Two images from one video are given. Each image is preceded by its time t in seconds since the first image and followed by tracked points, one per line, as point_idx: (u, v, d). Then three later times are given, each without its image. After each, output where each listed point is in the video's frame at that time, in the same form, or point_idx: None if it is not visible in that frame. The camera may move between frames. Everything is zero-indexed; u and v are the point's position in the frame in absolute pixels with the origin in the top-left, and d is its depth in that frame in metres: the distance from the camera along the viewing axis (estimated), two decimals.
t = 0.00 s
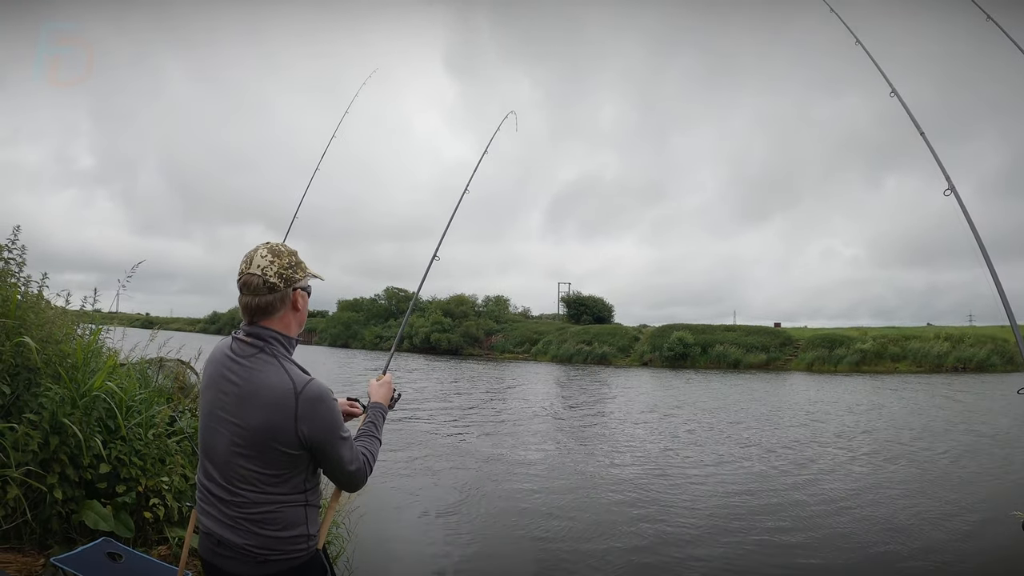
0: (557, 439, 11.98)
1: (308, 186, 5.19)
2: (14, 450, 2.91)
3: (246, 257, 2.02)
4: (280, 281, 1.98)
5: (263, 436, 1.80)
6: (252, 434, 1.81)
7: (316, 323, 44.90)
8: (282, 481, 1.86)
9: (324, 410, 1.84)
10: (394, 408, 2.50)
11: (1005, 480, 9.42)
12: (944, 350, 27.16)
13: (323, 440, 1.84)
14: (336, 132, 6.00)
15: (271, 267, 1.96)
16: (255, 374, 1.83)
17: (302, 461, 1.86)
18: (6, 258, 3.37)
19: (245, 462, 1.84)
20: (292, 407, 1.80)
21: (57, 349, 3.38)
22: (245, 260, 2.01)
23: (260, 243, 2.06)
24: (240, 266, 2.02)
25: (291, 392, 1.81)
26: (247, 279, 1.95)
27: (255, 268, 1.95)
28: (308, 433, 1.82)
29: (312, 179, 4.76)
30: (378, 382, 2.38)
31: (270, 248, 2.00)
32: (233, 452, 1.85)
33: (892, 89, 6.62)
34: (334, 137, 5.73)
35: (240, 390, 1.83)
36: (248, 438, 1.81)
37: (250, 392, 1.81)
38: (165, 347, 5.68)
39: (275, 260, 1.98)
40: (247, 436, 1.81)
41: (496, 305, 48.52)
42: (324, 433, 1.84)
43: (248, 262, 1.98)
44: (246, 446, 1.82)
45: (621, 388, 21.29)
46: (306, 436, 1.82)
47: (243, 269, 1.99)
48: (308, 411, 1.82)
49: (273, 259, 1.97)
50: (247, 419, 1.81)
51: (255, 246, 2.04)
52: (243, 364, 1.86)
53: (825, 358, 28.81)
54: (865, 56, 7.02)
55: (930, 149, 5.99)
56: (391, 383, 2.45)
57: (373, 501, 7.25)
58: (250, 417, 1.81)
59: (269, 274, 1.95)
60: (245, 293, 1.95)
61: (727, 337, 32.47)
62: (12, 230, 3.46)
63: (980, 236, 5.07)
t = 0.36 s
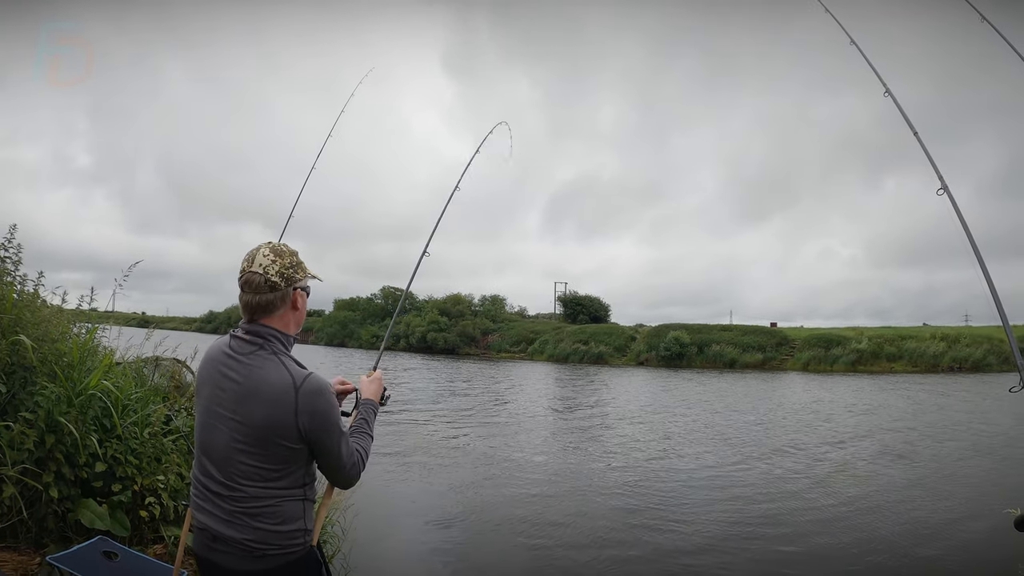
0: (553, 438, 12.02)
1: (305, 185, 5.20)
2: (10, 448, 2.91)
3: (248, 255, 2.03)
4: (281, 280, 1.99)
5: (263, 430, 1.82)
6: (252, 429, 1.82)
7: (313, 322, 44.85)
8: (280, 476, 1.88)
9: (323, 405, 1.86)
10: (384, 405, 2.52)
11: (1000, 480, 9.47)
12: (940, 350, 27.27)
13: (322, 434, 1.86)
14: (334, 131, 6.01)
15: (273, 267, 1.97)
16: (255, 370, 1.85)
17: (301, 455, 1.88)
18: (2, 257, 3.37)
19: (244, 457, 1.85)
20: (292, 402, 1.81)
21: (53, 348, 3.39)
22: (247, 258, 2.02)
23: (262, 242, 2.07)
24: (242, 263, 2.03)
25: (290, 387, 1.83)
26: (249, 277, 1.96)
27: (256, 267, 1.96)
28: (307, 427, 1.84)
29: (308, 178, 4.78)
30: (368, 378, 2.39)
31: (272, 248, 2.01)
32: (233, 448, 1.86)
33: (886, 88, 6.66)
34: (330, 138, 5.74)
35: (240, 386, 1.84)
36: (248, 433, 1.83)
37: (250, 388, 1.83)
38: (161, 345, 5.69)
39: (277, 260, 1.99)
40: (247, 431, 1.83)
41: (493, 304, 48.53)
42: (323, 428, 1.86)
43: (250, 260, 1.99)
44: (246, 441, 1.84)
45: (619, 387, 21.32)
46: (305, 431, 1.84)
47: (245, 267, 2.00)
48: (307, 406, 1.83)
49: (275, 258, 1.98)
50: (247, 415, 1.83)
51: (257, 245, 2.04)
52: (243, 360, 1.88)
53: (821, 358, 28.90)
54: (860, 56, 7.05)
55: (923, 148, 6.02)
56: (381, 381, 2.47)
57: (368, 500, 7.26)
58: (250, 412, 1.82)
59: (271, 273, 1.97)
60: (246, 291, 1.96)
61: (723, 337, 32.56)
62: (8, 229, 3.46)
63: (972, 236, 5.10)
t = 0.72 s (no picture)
0: (553, 437, 12.01)
1: (304, 184, 5.21)
2: (10, 450, 2.90)
3: (231, 263, 2.01)
4: (266, 286, 1.97)
5: (264, 429, 1.81)
6: (253, 428, 1.82)
7: (313, 322, 44.84)
8: (281, 475, 1.87)
9: (323, 402, 1.86)
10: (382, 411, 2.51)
11: (1000, 478, 9.46)
12: (940, 347, 27.26)
13: (322, 432, 1.85)
14: (333, 131, 6.01)
15: (255, 274, 1.95)
16: (255, 369, 1.84)
17: (302, 453, 1.87)
18: (2, 258, 3.36)
19: (247, 456, 1.85)
20: (292, 399, 1.81)
21: (53, 349, 3.39)
22: (230, 266, 2.01)
23: (243, 246, 2.04)
24: (227, 272, 2.02)
25: (290, 384, 1.83)
26: (235, 287, 1.96)
27: (240, 277, 1.95)
28: (308, 425, 1.83)
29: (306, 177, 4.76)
30: (365, 385, 2.39)
31: (251, 253, 1.97)
32: (234, 447, 1.86)
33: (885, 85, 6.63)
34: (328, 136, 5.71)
35: (240, 385, 1.84)
36: (250, 432, 1.82)
37: (251, 386, 1.82)
38: (161, 346, 5.67)
39: (258, 266, 1.96)
40: (248, 431, 1.82)
41: (493, 304, 48.53)
42: (323, 425, 1.85)
43: (234, 269, 1.98)
44: (248, 440, 1.83)
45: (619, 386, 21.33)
46: (306, 428, 1.83)
47: (230, 277, 1.99)
48: (308, 403, 1.83)
49: (256, 265, 1.95)
50: (248, 414, 1.82)
51: (238, 251, 2.02)
52: (242, 360, 1.87)
53: (822, 356, 28.88)
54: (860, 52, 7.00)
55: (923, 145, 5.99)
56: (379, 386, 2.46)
57: (369, 500, 7.25)
58: (252, 410, 1.81)
59: (255, 280, 1.95)
60: (234, 301, 1.95)
61: (724, 335, 32.55)
62: (7, 230, 3.45)
63: (973, 233, 5.08)
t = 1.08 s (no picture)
0: (554, 436, 12.02)
1: (302, 183, 5.19)
2: (11, 452, 2.89)
3: (233, 255, 2.01)
4: (268, 278, 1.97)
5: (265, 430, 1.80)
6: (253, 428, 1.81)
7: (314, 322, 44.84)
8: (284, 474, 1.87)
9: (323, 400, 1.85)
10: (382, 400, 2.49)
11: (1003, 475, 9.46)
12: (942, 344, 27.26)
13: (323, 430, 1.84)
14: (331, 130, 6.00)
15: (258, 266, 1.95)
16: (252, 369, 1.83)
17: (304, 452, 1.86)
18: (2, 260, 3.35)
19: (249, 457, 1.84)
20: (291, 399, 1.80)
21: (54, 351, 3.38)
22: (232, 258, 2.01)
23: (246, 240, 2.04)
24: (228, 264, 2.01)
25: (288, 383, 1.82)
26: (235, 278, 1.95)
27: (242, 268, 1.94)
28: (308, 423, 1.82)
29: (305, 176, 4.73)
30: (365, 375, 2.38)
31: (256, 246, 1.99)
32: (235, 449, 1.85)
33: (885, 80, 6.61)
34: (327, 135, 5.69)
35: (238, 386, 1.83)
36: (250, 433, 1.81)
37: (249, 387, 1.81)
38: (162, 347, 5.67)
39: (261, 258, 1.96)
40: (248, 432, 1.81)
41: (494, 303, 48.52)
42: (324, 423, 1.84)
43: (236, 261, 1.98)
44: (249, 441, 1.82)
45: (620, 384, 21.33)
46: (307, 426, 1.82)
47: (231, 268, 1.98)
48: (308, 401, 1.82)
49: (260, 257, 1.96)
50: (248, 415, 1.81)
51: (241, 244, 2.02)
52: (239, 361, 1.86)
53: (823, 353, 28.87)
54: (861, 48, 7.00)
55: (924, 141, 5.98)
56: (378, 375, 2.45)
57: (372, 500, 7.25)
58: (252, 412, 1.81)
59: (257, 272, 1.95)
60: (234, 293, 1.95)
61: (725, 332, 32.54)
62: (8, 232, 3.45)
63: (975, 229, 5.06)
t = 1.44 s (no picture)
0: (556, 441, 11.99)
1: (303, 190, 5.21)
2: (13, 458, 2.90)
3: (234, 261, 2.03)
4: (268, 284, 1.99)
5: (265, 439, 1.81)
6: (254, 437, 1.81)
7: (315, 328, 44.84)
8: (286, 481, 1.87)
9: (322, 407, 1.85)
10: (381, 404, 2.50)
11: (1006, 477, 9.44)
12: (943, 346, 27.23)
13: (323, 437, 1.85)
14: (331, 136, 6.03)
15: (259, 271, 1.97)
16: (251, 379, 1.84)
17: (305, 460, 1.87)
18: (3, 266, 3.37)
19: (249, 466, 1.84)
20: (290, 407, 1.81)
21: (55, 357, 3.39)
22: (233, 264, 2.02)
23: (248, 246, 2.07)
24: (229, 270, 2.03)
25: (286, 392, 1.82)
26: (236, 283, 1.96)
27: (243, 272, 1.96)
28: (308, 431, 1.83)
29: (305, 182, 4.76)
30: (364, 379, 2.38)
31: (258, 252, 2.01)
32: (237, 459, 1.86)
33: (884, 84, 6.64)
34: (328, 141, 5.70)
35: (237, 396, 1.84)
36: (250, 442, 1.82)
37: (248, 397, 1.82)
38: (164, 353, 5.67)
39: (263, 264, 1.98)
40: (249, 441, 1.82)
41: (495, 308, 48.52)
42: (324, 430, 1.85)
43: (237, 266, 1.99)
44: (249, 450, 1.83)
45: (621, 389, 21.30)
46: (307, 435, 1.83)
47: (232, 273, 2.00)
48: (307, 409, 1.82)
49: (261, 262, 1.98)
50: (247, 425, 1.82)
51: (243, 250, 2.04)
52: (238, 370, 1.87)
53: (824, 356, 28.84)
54: (859, 53, 7.03)
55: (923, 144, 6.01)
56: (377, 378, 2.46)
57: (374, 505, 7.24)
58: (251, 421, 1.81)
59: (258, 277, 1.96)
60: (235, 297, 1.96)
61: (726, 336, 32.52)
62: (9, 238, 3.46)
63: (974, 231, 5.08)
